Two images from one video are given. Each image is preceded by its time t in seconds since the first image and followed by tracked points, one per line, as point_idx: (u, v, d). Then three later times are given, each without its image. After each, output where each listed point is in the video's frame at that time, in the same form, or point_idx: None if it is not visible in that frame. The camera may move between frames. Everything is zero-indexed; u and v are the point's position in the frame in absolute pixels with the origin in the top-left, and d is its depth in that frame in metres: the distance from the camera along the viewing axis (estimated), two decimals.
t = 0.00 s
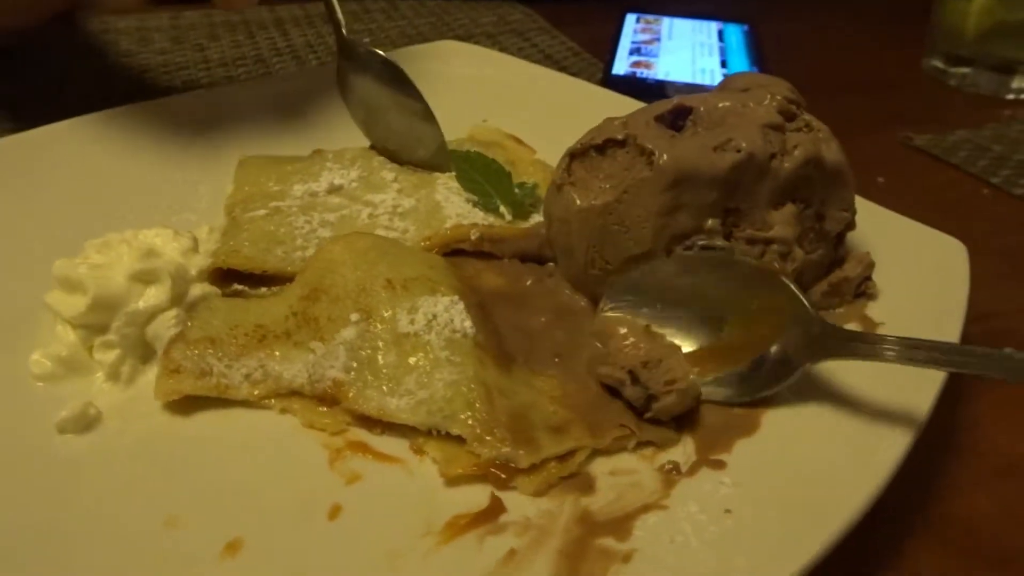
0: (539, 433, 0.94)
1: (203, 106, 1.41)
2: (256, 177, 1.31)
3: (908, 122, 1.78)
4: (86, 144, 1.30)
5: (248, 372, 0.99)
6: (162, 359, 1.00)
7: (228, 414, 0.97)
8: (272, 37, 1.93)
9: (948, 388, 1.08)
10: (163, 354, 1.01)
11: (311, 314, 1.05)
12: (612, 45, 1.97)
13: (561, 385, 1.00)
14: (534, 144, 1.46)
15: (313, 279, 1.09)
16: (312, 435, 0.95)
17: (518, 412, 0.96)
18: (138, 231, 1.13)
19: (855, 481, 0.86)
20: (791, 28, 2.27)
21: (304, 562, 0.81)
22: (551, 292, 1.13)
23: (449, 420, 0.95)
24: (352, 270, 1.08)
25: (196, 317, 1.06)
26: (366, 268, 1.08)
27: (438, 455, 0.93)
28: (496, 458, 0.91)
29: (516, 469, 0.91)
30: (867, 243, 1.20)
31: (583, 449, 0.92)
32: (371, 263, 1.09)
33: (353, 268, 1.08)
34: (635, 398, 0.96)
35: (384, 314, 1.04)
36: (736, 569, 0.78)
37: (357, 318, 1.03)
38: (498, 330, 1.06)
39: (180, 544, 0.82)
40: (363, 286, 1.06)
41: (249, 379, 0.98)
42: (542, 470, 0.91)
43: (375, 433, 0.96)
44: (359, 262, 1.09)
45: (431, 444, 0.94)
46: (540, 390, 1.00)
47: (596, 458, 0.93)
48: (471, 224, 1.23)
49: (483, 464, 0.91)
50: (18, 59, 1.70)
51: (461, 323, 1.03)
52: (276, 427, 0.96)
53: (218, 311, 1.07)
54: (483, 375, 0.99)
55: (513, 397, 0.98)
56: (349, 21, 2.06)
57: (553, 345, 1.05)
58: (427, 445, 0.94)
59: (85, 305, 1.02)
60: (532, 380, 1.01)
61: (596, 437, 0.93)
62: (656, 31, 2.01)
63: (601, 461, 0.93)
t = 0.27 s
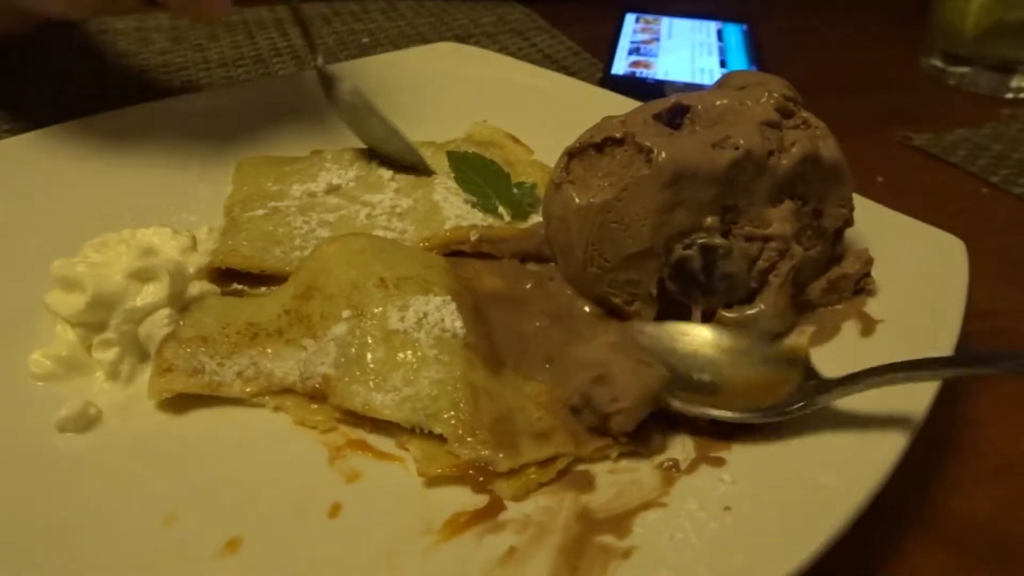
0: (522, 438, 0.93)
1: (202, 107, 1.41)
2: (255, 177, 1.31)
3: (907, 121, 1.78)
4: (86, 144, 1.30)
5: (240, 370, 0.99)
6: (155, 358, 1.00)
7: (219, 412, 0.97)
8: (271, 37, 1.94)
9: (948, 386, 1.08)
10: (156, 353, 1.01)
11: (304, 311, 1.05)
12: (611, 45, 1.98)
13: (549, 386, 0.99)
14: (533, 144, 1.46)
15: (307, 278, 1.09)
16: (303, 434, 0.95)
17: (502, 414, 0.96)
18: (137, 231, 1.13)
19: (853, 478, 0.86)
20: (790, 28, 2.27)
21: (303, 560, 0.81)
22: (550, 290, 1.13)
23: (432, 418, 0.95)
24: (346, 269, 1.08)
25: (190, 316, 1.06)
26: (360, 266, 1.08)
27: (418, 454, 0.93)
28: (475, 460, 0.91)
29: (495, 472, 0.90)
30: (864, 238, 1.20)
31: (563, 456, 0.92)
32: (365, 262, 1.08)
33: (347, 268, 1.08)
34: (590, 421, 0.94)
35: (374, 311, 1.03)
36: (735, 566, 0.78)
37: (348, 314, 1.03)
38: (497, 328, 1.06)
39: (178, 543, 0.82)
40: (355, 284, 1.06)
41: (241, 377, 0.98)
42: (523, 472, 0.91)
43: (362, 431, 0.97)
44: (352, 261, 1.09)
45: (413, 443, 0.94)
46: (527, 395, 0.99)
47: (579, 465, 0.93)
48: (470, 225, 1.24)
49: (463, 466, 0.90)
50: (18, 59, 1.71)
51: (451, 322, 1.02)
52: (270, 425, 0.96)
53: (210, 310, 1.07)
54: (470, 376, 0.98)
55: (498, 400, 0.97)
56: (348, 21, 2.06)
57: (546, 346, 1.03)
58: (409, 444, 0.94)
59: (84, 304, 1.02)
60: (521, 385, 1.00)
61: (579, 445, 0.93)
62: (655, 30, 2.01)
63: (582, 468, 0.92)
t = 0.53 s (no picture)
0: (526, 443, 0.93)
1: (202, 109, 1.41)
2: (256, 179, 1.31)
3: (909, 122, 1.78)
4: (87, 146, 1.30)
5: (241, 374, 0.99)
6: (155, 362, 1.00)
7: (220, 417, 0.97)
8: (272, 38, 1.93)
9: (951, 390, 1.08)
10: (156, 356, 1.01)
11: (305, 317, 1.05)
12: (612, 46, 1.97)
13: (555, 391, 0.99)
14: (535, 145, 1.45)
15: (309, 283, 1.08)
16: (305, 440, 0.95)
17: (506, 420, 0.96)
18: (139, 233, 1.13)
19: (857, 485, 0.86)
20: (792, 29, 2.27)
21: (307, 566, 0.81)
22: (552, 294, 1.13)
23: (436, 425, 0.95)
24: (348, 275, 1.08)
25: (191, 319, 1.06)
26: (363, 272, 1.07)
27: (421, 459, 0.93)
28: (480, 467, 0.91)
29: (501, 479, 0.90)
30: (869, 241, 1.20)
31: (569, 462, 0.92)
32: (368, 268, 1.08)
33: (349, 274, 1.08)
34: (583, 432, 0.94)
35: (377, 318, 1.03)
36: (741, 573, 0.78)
37: (351, 322, 1.03)
38: (500, 332, 1.06)
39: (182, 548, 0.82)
40: (359, 291, 1.05)
41: (242, 381, 0.98)
42: (529, 479, 0.91)
43: (366, 436, 0.97)
44: (355, 267, 1.08)
45: (417, 448, 0.95)
46: (532, 401, 0.99)
47: (584, 471, 0.93)
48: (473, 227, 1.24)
49: (467, 473, 0.90)
50: (19, 60, 1.70)
51: (454, 328, 1.02)
52: (271, 430, 0.96)
53: (211, 314, 1.06)
54: (473, 382, 0.98)
55: (502, 407, 0.97)
56: (349, 21, 2.06)
57: (551, 353, 1.03)
58: (413, 450, 0.94)
59: (86, 307, 1.02)
60: (525, 390, 1.00)
61: (584, 451, 0.93)
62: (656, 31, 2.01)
63: (587, 474, 0.92)
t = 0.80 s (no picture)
0: (526, 442, 0.93)
1: (205, 108, 1.41)
2: (256, 177, 1.31)
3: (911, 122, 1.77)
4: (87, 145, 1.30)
5: (239, 373, 0.99)
6: (154, 360, 1.00)
7: (218, 415, 0.97)
8: (273, 36, 1.93)
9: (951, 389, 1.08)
10: (155, 354, 1.01)
11: (305, 316, 1.05)
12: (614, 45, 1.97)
13: (553, 389, 0.99)
14: (536, 144, 1.46)
15: (309, 282, 1.08)
16: (304, 438, 0.95)
17: (505, 419, 0.96)
18: (140, 231, 1.13)
19: (856, 485, 0.86)
20: (794, 27, 2.27)
21: (305, 565, 0.81)
22: (552, 292, 1.13)
23: (435, 423, 0.95)
24: (347, 274, 1.08)
25: (190, 317, 1.06)
26: (363, 272, 1.07)
27: (420, 458, 0.93)
28: (479, 465, 0.91)
29: (501, 477, 0.90)
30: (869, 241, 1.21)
31: (568, 459, 0.92)
32: (368, 268, 1.08)
33: (349, 273, 1.08)
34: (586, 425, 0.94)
35: (377, 318, 1.03)
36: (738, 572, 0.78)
37: (351, 321, 1.03)
38: (499, 331, 1.06)
39: (180, 546, 0.82)
40: (359, 290, 1.05)
41: (240, 380, 0.98)
42: (528, 477, 0.91)
43: (364, 434, 0.97)
44: (355, 267, 1.08)
45: (416, 447, 0.95)
46: (532, 399, 0.99)
47: (584, 469, 0.93)
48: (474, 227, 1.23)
49: (467, 471, 0.91)
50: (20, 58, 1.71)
51: (455, 327, 1.02)
52: (270, 428, 0.96)
53: (211, 312, 1.06)
54: (473, 381, 0.98)
55: (501, 405, 0.97)
56: (351, 20, 2.06)
57: (552, 353, 1.03)
58: (412, 448, 0.94)
59: (86, 304, 1.02)
60: (525, 388, 1.00)
61: (584, 449, 0.93)
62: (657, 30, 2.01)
63: (587, 472, 0.92)
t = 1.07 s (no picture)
0: (524, 436, 0.93)
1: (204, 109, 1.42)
2: (255, 176, 1.31)
3: (911, 122, 1.77)
4: (86, 143, 1.30)
5: (235, 368, 0.99)
6: (150, 356, 1.00)
7: (215, 411, 0.97)
8: (273, 37, 1.94)
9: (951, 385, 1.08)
10: (151, 350, 1.01)
11: (302, 312, 1.04)
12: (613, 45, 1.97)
13: (550, 384, 0.99)
14: (535, 143, 1.45)
15: (306, 279, 1.08)
16: (301, 433, 0.95)
17: (503, 413, 0.95)
18: (137, 227, 1.13)
19: (855, 478, 0.85)
20: (794, 28, 2.27)
21: (301, 558, 0.81)
22: (550, 288, 1.13)
23: (433, 418, 0.95)
24: (345, 270, 1.08)
25: (187, 313, 1.06)
26: (360, 268, 1.07)
27: (418, 453, 0.92)
28: (477, 459, 0.91)
29: (498, 471, 0.90)
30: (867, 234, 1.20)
31: (566, 453, 0.92)
32: (365, 264, 1.08)
33: (347, 269, 1.07)
34: (586, 417, 0.94)
35: (374, 313, 1.03)
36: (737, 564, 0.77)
37: (348, 317, 1.03)
38: (497, 327, 1.06)
39: (176, 539, 0.82)
40: (356, 286, 1.05)
41: (236, 375, 0.98)
42: (526, 471, 0.91)
43: (362, 429, 0.96)
44: (352, 263, 1.08)
45: (414, 442, 0.94)
46: (530, 394, 0.98)
47: (582, 463, 0.92)
48: (472, 226, 1.23)
49: (464, 465, 0.90)
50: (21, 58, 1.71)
51: (453, 322, 1.02)
52: (266, 423, 0.96)
53: (208, 308, 1.06)
54: (471, 375, 0.98)
55: (499, 400, 0.97)
56: (351, 21, 2.06)
57: (550, 348, 1.03)
58: (410, 442, 0.94)
59: (82, 300, 1.02)
60: (522, 383, 1.00)
61: (581, 442, 0.93)
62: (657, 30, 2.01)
63: (585, 466, 0.92)
